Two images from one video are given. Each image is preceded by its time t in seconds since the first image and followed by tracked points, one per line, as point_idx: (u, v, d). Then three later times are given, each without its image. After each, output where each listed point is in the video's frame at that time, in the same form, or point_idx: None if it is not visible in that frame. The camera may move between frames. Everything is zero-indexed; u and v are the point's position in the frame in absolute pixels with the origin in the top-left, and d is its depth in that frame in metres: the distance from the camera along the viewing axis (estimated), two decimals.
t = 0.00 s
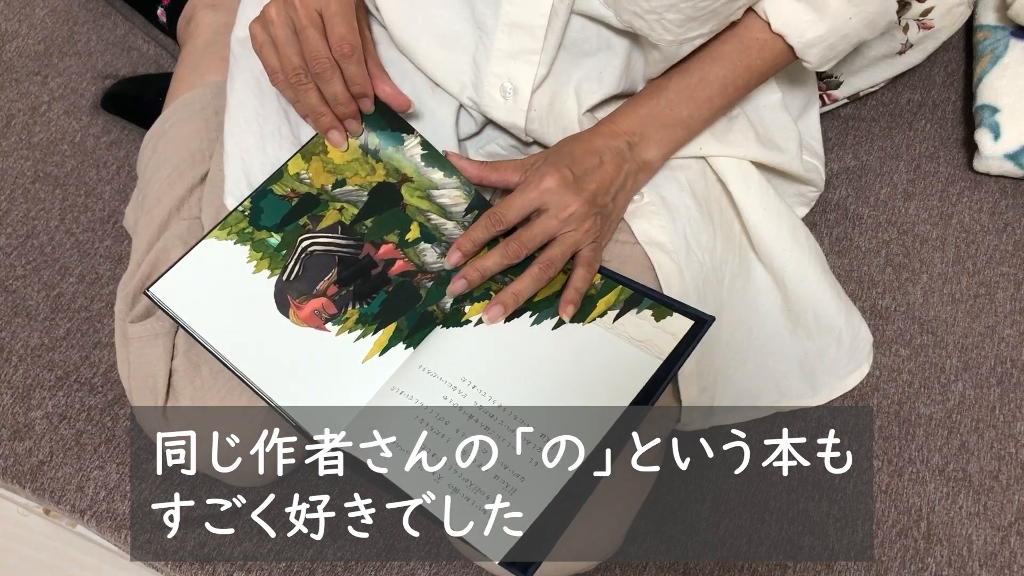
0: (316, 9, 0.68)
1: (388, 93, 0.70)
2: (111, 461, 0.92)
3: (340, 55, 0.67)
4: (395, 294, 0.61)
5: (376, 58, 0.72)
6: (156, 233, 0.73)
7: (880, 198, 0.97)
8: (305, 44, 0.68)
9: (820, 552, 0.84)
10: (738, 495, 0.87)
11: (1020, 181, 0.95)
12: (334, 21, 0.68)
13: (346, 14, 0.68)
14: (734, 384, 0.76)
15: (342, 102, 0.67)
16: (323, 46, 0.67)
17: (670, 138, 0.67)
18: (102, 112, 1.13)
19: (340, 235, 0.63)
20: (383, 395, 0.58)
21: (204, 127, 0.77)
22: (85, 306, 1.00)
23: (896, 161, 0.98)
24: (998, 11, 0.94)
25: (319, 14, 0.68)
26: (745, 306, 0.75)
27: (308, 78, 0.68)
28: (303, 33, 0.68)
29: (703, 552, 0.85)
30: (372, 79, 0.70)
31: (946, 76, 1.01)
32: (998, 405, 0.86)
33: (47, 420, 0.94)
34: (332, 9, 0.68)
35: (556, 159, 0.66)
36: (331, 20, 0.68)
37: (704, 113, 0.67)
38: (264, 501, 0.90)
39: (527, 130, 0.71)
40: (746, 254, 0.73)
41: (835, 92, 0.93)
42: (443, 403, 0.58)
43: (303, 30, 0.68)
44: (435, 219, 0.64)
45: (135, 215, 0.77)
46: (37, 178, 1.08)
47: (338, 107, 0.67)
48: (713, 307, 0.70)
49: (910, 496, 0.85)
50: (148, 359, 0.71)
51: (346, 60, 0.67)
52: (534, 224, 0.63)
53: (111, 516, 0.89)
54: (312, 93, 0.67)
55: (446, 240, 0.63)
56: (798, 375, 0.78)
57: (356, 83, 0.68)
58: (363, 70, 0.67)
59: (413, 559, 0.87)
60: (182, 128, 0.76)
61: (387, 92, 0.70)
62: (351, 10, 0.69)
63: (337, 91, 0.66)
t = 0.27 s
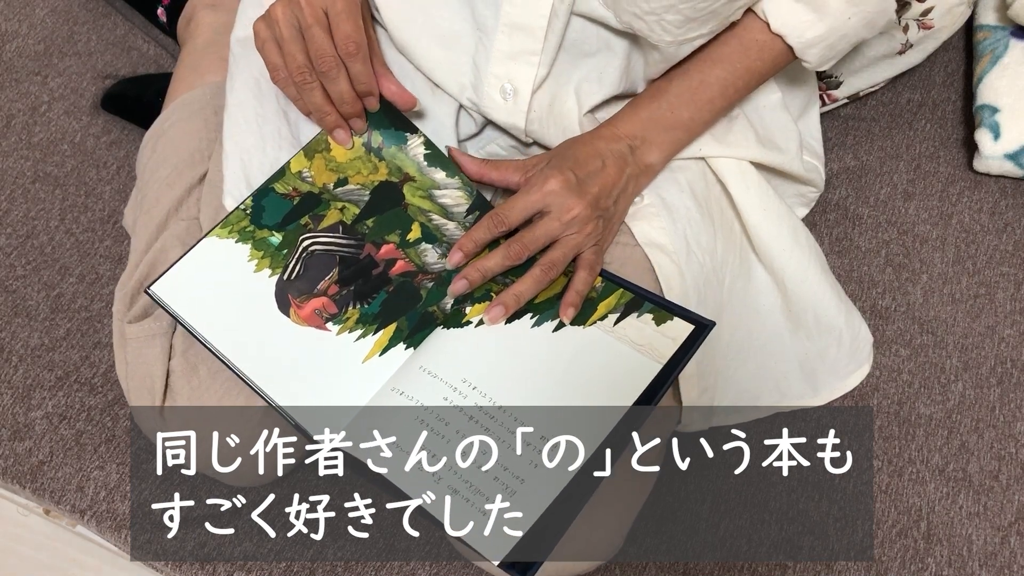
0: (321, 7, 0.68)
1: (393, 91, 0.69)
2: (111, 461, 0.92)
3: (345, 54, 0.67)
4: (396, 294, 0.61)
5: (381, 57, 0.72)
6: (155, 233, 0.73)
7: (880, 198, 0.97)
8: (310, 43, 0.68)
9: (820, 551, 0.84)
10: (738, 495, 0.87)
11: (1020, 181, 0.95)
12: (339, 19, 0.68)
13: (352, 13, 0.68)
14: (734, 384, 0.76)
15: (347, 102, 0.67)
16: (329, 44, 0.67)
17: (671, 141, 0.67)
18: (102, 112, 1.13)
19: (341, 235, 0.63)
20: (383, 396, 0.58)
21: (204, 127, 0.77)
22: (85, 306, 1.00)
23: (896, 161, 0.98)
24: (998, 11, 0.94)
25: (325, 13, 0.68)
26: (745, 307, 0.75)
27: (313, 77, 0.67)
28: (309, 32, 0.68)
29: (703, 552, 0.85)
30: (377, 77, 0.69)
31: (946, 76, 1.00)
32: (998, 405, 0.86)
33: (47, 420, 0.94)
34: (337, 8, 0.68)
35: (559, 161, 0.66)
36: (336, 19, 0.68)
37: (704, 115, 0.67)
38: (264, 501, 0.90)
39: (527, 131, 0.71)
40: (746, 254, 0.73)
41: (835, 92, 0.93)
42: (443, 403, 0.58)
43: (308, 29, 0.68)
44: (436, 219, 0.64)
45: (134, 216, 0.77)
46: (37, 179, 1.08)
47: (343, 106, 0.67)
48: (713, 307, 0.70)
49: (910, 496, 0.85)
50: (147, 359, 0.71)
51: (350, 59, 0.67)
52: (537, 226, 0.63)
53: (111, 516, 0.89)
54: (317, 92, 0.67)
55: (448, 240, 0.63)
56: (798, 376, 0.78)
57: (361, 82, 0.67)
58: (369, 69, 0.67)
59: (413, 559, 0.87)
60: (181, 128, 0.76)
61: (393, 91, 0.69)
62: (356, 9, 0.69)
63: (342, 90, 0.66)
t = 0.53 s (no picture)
0: (321, 7, 0.68)
1: (394, 90, 0.69)
2: (111, 461, 0.92)
3: (345, 53, 0.67)
4: (396, 295, 0.61)
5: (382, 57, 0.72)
6: (155, 233, 0.73)
7: (880, 198, 0.97)
8: (310, 43, 0.68)
9: (820, 551, 0.84)
10: (738, 495, 0.87)
11: (1020, 181, 0.95)
12: (339, 19, 0.68)
13: (352, 13, 0.68)
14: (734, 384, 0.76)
15: (348, 101, 0.67)
16: (328, 44, 0.67)
17: (672, 141, 0.67)
18: (102, 112, 1.13)
19: (342, 235, 0.63)
20: (383, 396, 0.58)
21: (204, 127, 0.77)
22: (85, 306, 1.00)
23: (896, 161, 0.98)
24: (998, 11, 0.94)
25: (325, 13, 0.68)
26: (745, 307, 0.75)
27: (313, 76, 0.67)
28: (308, 31, 0.68)
29: (703, 552, 0.85)
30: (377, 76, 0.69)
31: (946, 76, 1.00)
32: (998, 405, 0.86)
33: (47, 420, 0.94)
34: (337, 8, 0.68)
35: (561, 162, 0.66)
36: (336, 18, 0.68)
37: (705, 116, 0.67)
38: (264, 501, 0.90)
39: (527, 131, 0.71)
40: (746, 255, 0.73)
41: (835, 92, 0.93)
42: (443, 403, 0.58)
43: (308, 28, 0.68)
44: (436, 219, 0.64)
45: (133, 215, 0.77)
46: (38, 178, 1.08)
47: (343, 106, 0.67)
48: (713, 307, 0.70)
49: (910, 496, 0.85)
50: (146, 359, 0.71)
51: (351, 58, 0.67)
52: (538, 226, 0.63)
53: (111, 516, 0.89)
54: (317, 92, 0.67)
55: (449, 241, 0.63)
56: (798, 376, 0.78)
57: (362, 81, 0.67)
58: (369, 68, 0.67)
59: (413, 559, 0.87)
60: (181, 128, 0.76)
61: (394, 90, 0.69)
62: (356, 8, 0.69)
63: (342, 90, 0.66)
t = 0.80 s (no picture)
0: (322, 5, 0.68)
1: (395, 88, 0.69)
2: (111, 460, 0.92)
3: (346, 50, 0.67)
4: (396, 295, 0.61)
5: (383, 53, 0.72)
6: (154, 233, 0.73)
7: (880, 199, 0.97)
8: (310, 41, 0.68)
9: (820, 551, 0.84)
10: (738, 495, 0.87)
11: (1020, 181, 0.95)
12: (339, 16, 0.68)
13: (352, 10, 0.68)
14: (735, 384, 0.76)
15: (349, 99, 0.66)
16: (329, 41, 0.67)
17: (672, 141, 0.67)
18: (102, 112, 1.13)
19: (342, 235, 0.63)
20: (383, 397, 0.58)
21: (203, 127, 0.77)
22: (85, 306, 1.00)
23: (896, 161, 0.98)
24: (998, 11, 0.94)
25: (325, 11, 0.68)
26: (746, 308, 0.75)
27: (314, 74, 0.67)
28: (309, 29, 0.68)
29: (703, 552, 0.85)
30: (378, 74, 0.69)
31: (946, 76, 1.00)
32: (998, 405, 0.86)
33: (47, 420, 0.94)
34: (337, 5, 0.68)
35: (562, 161, 0.66)
36: (336, 16, 0.68)
37: (706, 115, 0.67)
38: (264, 502, 0.89)
39: (526, 130, 0.71)
40: (746, 255, 0.73)
41: (835, 91, 0.93)
42: (443, 403, 0.58)
43: (309, 26, 0.68)
44: (437, 219, 0.64)
45: (133, 215, 0.77)
46: (38, 178, 1.08)
47: (344, 103, 0.67)
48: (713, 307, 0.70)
49: (910, 496, 0.85)
50: (145, 359, 0.71)
51: (351, 55, 0.67)
52: (538, 226, 0.63)
53: (111, 516, 0.89)
54: (318, 89, 0.67)
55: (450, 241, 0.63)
56: (798, 376, 0.78)
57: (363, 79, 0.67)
58: (369, 65, 0.67)
59: (413, 559, 0.87)
60: (180, 128, 0.76)
61: (395, 87, 0.69)
62: (356, 6, 0.69)
63: (342, 87, 0.66)
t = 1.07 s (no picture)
0: (322, 5, 0.68)
1: (396, 87, 0.69)
2: (111, 461, 0.92)
3: (346, 49, 0.67)
4: (396, 295, 0.61)
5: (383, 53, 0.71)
6: (153, 233, 0.73)
7: (880, 198, 0.97)
8: (310, 40, 0.67)
9: (820, 551, 0.84)
10: (738, 495, 0.87)
11: (1020, 181, 0.95)
12: (339, 16, 0.68)
13: (352, 9, 0.68)
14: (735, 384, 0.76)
15: (349, 98, 0.66)
16: (329, 40, 0.67)
17: (672, 140, 0.67)
18: (102, 112, 1.13)
19: (342, 235, 0.63)
20: (383, 397, 0.58)
21: (203, 127, 0.77)
22: (85, 306, 1.00)
23: (896, 161, 0.98)
24: (998, 11, 0.94)
25: (325, 10, 0.68)
26: (746, 307, 0.75)
27: (314, 73, 0.67)
28: (309, 28, 0.67)
29: (703, 552, 0.85)
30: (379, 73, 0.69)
31: (946, 76, 1.00)
32: (998, 405, 0.86)
33: (47, 420, 0.94)
34: (337, 4, 0.68)
35: (562, 161, 0.66)
36: (336, 15, 0.68)
37: (706, 115, 0.67)
38: (265, 502, 0.89)
39: (526, 129, 0.71)
40: (746, 255, 0.73)
41: (835, 91, 0.93)
42: (443, 403, 0.58)
43: (309, 25, 0.67)
44: (437, 220, 0.64)
45: (132, 215, 0.77)
46: (38, 178, 1.08)
47: (344, 102, 0.66)
48: (713, 307, 0.70)
49: (910, 496, 0.85)
50: (145, 359, 0.71)
51: (351, 54, 0.66)
52: (538, 226, 0.63)
53: (111, 516, 0.89)
54: (318, 88, 0.67)
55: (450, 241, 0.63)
56: (798, 375, 0.78)
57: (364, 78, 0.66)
58: (370, 64, 0.67)
59: (413, 559, 0.87)
60: (180, 128, 0.76)
61: (395, 86, 0.69)
62: (356, 5, 0.69)
63: (343, 87, 0.66)
